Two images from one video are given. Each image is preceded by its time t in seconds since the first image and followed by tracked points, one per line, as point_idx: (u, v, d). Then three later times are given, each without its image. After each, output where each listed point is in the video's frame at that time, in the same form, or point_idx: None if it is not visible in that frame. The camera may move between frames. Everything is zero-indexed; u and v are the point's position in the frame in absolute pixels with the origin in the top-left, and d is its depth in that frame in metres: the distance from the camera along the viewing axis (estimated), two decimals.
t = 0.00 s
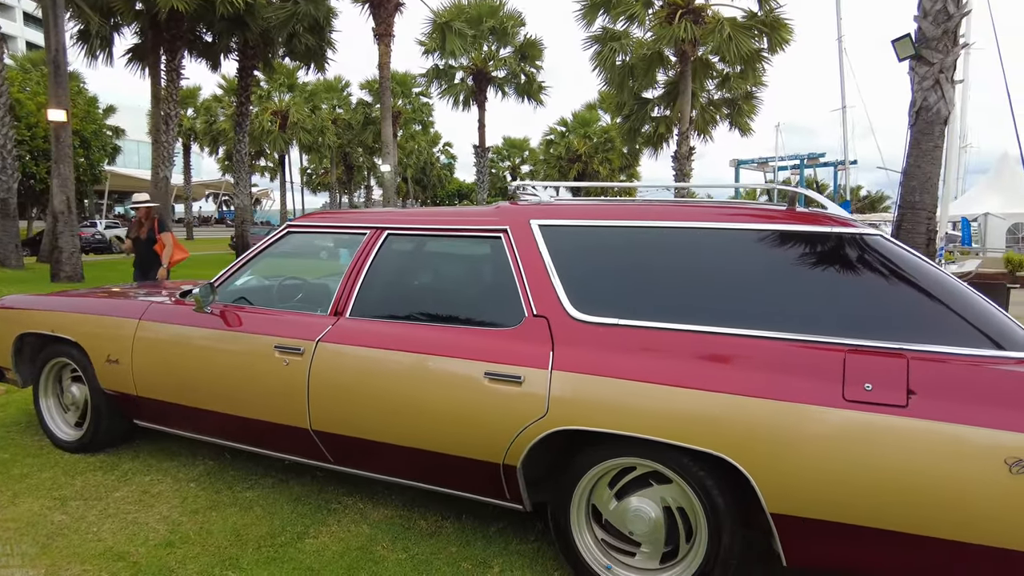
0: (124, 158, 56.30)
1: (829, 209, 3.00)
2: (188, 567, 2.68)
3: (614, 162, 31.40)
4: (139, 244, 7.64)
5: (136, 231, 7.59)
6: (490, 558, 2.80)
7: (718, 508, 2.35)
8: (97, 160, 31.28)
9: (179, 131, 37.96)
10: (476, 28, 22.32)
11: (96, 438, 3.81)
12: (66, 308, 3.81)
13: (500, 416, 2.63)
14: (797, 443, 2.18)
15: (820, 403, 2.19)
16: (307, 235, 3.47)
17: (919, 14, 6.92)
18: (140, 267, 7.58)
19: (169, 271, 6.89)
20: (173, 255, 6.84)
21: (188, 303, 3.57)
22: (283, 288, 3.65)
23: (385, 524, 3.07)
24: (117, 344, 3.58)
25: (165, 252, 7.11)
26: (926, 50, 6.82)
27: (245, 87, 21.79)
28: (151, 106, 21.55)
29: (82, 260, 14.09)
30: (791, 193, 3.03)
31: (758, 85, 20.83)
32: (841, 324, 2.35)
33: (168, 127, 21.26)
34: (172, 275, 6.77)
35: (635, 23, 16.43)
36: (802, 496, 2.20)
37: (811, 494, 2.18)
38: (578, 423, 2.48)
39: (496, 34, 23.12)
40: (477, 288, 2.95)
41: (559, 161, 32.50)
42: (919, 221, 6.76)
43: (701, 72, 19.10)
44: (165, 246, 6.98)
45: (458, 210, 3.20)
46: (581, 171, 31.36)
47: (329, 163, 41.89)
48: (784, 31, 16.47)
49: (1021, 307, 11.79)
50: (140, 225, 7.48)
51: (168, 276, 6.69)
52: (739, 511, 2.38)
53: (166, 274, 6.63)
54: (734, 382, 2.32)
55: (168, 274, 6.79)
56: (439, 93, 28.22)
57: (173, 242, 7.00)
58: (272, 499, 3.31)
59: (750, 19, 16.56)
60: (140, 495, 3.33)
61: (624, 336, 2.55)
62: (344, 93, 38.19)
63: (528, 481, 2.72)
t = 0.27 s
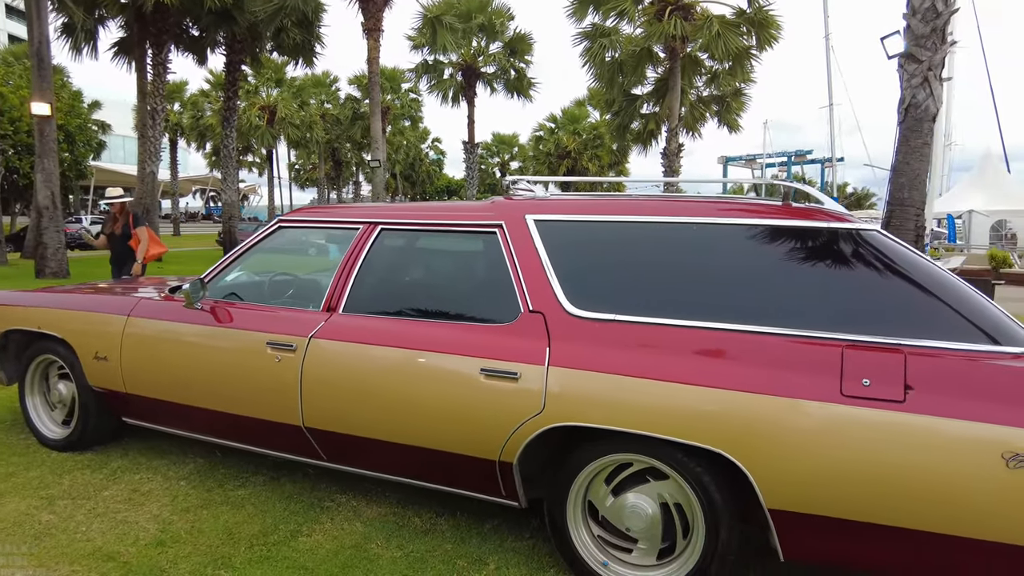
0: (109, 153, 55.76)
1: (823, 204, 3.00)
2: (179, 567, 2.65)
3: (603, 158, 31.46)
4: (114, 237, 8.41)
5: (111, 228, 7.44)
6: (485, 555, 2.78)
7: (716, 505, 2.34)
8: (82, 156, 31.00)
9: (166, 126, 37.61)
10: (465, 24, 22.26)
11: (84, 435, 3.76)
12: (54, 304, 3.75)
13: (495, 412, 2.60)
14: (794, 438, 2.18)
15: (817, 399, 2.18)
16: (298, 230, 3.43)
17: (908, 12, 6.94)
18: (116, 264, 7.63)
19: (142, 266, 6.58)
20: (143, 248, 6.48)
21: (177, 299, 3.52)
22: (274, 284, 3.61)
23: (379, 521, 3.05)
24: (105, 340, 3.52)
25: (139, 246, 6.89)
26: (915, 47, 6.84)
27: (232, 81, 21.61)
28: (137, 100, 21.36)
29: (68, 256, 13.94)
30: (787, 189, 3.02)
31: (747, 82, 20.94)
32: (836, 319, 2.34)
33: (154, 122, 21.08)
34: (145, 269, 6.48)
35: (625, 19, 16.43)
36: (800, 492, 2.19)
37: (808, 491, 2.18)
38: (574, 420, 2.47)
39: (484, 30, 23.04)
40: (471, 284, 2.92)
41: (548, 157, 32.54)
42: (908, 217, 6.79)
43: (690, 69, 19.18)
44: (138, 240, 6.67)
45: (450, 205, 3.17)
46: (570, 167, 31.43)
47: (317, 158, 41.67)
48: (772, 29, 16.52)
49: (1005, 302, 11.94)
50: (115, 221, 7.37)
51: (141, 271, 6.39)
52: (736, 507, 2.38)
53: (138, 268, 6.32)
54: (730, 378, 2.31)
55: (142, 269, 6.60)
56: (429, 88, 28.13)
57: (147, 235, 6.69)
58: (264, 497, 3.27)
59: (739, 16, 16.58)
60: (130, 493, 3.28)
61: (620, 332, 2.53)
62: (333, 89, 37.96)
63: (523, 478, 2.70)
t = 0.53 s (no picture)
0: (100, 149, 55.41)
1: (824, 199, 2.99)
2: (179, 564, 2.62)
3: (596, 155, 31.52)
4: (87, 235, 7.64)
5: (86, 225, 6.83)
6: (486, 551, 2.77)
7: (719, 499, 2.34)
8: (73, 151, 30.82)
9: (157, 122, 37.38)
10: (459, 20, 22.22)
11: (79, 432, 3.72)
12: (48, 300, 3.71)
13: (496, 408, 2.59)
14: (797, 432, 2.17)
15: (819, 394, 2.18)
16: (295, 224, 3.40)
17: (903, 9, 6.95)
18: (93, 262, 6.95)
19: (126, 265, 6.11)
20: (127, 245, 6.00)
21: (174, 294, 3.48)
22: (271, 279, 3.57)
23: (378, 517, 3.03)
24: (101, 337, 3.49)
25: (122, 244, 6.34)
26: (910, 45, 6.85)
27: (224, 77, 21.51)
28: (129, 96, 21.25)
29: (59, 253, 13.85)
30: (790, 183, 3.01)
31: (740, 80, 21.06)
32: (837, 313, 2.34)
33: (146, 118, 20.96)
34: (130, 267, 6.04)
35: (619, 16, 16.45)
36: (803, 487, 2.19)
37: (811, 485, 2.18)
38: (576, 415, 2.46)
39: (478, 26, 23.01)
40: (470, 279, 2.90)
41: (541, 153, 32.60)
42: (902, 214, 6.81)
43: (683, 66, 19.24)
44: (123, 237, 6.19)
45: (448, 200, 3.15)
46: (564, 164, 31.49)
47: (310, 155, 41.54)
48: (766, 25, 16.55)
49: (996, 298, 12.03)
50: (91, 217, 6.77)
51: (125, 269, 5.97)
52: (739, 502, 2.37)
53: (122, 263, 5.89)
54: (732, 372, 2.30)
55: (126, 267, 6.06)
56: (422, 84, 28.08)
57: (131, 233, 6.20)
58: (262, 494, 3.25)
59: (733, 13, 16.60)
60: (127, 490, 3.26)
61: (622, 327, 2.52)
62: (325, 84, 37.82)
63: (525, 474, 2.69)
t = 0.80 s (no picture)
0: (94, 146, 55.15)
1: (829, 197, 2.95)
2: (172, 568, 2.58)
3: (592, 152, 31.52)
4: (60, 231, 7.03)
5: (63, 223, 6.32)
6: (485, 554, 2.73)
7: (723, 502, 2.30)
8: (66, 147, 30.65)
9: (151, 118, 37.19)
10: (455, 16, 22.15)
11: (71, 432, 3.67)
12: (39, 298, 3.65)
13: (494, 407, 2.55)
14: (796, 432, 2.14)
15: (820, 392, 2.14)
16: (290, 222, 3.34)
17: (903, 5, 6.91)
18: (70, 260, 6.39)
19: (111, 263, 5.67)
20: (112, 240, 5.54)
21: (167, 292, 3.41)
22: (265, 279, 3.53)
23: (376, 519, 2.99)
24: (93, 335, 3.43)
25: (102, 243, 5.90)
26: (909, 41, 6.81)
27: (219, 73, 21.41)
28: (123, 91, 21.15)
29: (52, 250, 13.76)
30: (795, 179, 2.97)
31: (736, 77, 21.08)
32: (837, 312, 2.30)
33: (140, 114, 20.85)
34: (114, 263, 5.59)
35: (615, 12, 16.40)
36: (803, 488, 2.15)
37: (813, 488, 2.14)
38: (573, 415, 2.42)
39: (474, 22, 22.94)
40: (466, 278, 2.85)
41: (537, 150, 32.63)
42: (901, 211, 6.78)
43: (679, 62, 19.23)
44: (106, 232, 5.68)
45: (445, 197, 3.10)
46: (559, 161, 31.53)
47: (305, 151, 41.40)
48: (762, 21, 16.51)
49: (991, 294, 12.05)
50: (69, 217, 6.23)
51: (108, 267, 5.51)
52: (742, 504, 2.34)
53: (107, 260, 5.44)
54: (730, 371, 2.27)
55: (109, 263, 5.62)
56: (417, 80, 28.01)
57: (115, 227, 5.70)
58: (258, 495, 3.20)
59: (729, 9, 16.57)
60: (120, 492, 3.21)
61: (622, 326, 2.48)
62: (320, 80, 37.68)
63: (525, 475, 2.65)
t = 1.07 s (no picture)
0: (88, 140, 54.86)
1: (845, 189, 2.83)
2: None
3: (589, 146, 31.43)
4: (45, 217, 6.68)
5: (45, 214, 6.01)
6: (488, 560, 2.62)
7: (738, 507, 2.20)
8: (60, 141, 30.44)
9: (146, 112, 36.96)
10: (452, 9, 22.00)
11: (59, 433, 3.56)
12: (25, 294, 3.53)
13: (495, 407, 2.44)
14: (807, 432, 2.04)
15: (830, 391, 2.05)
16: (285, 215, 3.22)
17: None
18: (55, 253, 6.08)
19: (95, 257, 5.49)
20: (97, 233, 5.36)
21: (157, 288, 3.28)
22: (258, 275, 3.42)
23: (374, 523, 2.89)
24: (80, 333, 3.31)
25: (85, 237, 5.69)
26: (914, 32, 6.69)
27: (214, 66, 21.24)
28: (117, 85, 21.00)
29: (45, 246, 13.63)
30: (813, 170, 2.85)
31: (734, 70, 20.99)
32: (846, 307, 2.20)
33: (134, 108, 20.67)
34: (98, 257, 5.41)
35: (613, 4, 16.27)
36: (817, 494, 2.06)
37: (827, 492, 2.04)
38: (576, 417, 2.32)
39: (471, 15, 22.78)
40: (467, 273, 2.74)
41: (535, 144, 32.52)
42: (905, 204, 6.68)
43: (677, 55, 19.12)
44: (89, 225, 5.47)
45: (442, 189, 2.99)
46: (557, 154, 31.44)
47: (301, 145, 41.20)
48: (761, 14, 16.37)
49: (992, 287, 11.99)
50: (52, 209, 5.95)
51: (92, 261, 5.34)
52: (757, 509, 2.24)
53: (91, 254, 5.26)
54: (737, 369, 2.17)
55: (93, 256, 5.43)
56: (414, 74, 27.84)
57: (99, 220, 5.50)
58: (252, 498, 3.10)
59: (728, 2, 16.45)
60: (109, 495, 3.09)
61: (629, 324, 2.37)
62: (316, 74, 37.45)
63: (530, 479, 2.54)
